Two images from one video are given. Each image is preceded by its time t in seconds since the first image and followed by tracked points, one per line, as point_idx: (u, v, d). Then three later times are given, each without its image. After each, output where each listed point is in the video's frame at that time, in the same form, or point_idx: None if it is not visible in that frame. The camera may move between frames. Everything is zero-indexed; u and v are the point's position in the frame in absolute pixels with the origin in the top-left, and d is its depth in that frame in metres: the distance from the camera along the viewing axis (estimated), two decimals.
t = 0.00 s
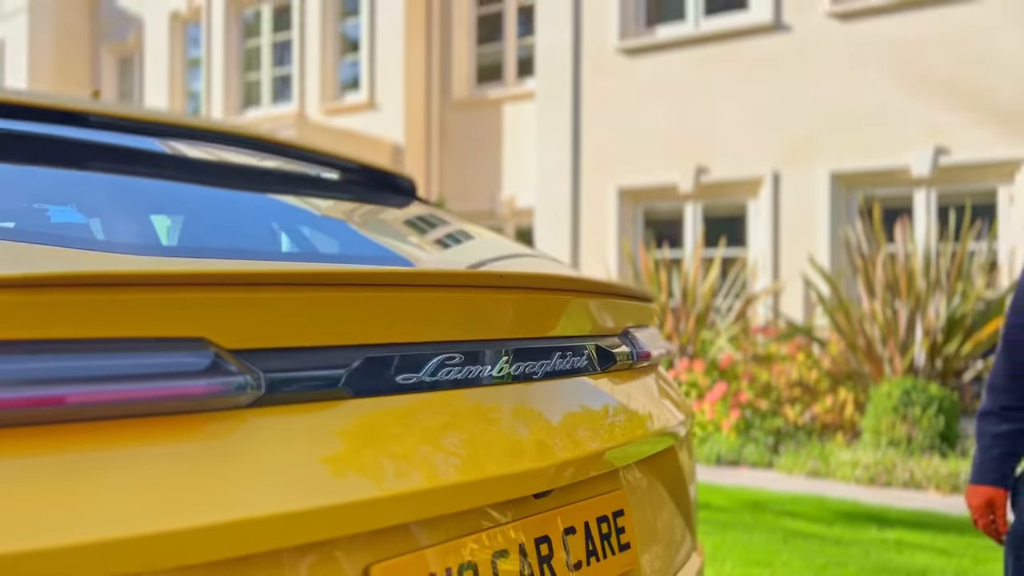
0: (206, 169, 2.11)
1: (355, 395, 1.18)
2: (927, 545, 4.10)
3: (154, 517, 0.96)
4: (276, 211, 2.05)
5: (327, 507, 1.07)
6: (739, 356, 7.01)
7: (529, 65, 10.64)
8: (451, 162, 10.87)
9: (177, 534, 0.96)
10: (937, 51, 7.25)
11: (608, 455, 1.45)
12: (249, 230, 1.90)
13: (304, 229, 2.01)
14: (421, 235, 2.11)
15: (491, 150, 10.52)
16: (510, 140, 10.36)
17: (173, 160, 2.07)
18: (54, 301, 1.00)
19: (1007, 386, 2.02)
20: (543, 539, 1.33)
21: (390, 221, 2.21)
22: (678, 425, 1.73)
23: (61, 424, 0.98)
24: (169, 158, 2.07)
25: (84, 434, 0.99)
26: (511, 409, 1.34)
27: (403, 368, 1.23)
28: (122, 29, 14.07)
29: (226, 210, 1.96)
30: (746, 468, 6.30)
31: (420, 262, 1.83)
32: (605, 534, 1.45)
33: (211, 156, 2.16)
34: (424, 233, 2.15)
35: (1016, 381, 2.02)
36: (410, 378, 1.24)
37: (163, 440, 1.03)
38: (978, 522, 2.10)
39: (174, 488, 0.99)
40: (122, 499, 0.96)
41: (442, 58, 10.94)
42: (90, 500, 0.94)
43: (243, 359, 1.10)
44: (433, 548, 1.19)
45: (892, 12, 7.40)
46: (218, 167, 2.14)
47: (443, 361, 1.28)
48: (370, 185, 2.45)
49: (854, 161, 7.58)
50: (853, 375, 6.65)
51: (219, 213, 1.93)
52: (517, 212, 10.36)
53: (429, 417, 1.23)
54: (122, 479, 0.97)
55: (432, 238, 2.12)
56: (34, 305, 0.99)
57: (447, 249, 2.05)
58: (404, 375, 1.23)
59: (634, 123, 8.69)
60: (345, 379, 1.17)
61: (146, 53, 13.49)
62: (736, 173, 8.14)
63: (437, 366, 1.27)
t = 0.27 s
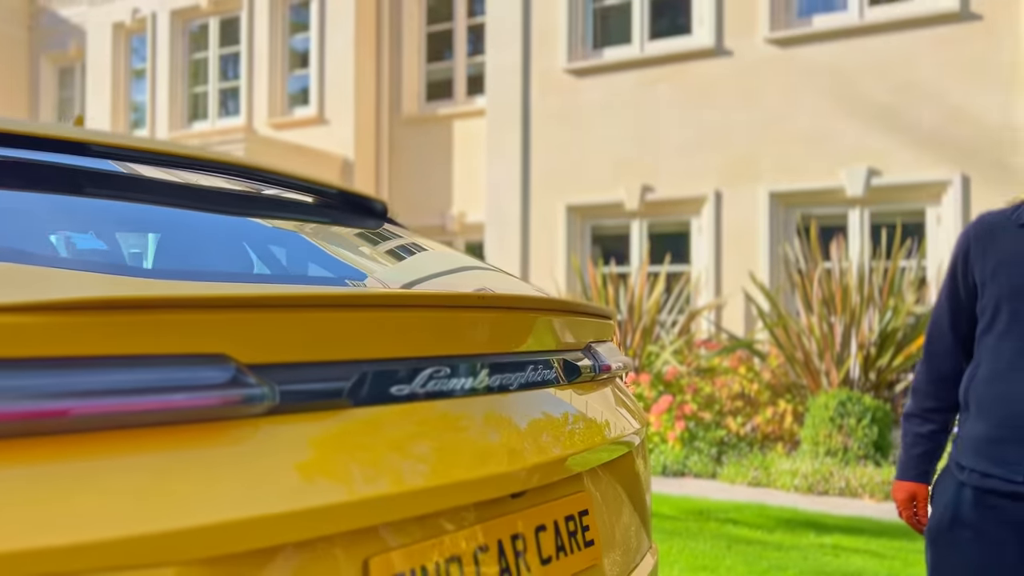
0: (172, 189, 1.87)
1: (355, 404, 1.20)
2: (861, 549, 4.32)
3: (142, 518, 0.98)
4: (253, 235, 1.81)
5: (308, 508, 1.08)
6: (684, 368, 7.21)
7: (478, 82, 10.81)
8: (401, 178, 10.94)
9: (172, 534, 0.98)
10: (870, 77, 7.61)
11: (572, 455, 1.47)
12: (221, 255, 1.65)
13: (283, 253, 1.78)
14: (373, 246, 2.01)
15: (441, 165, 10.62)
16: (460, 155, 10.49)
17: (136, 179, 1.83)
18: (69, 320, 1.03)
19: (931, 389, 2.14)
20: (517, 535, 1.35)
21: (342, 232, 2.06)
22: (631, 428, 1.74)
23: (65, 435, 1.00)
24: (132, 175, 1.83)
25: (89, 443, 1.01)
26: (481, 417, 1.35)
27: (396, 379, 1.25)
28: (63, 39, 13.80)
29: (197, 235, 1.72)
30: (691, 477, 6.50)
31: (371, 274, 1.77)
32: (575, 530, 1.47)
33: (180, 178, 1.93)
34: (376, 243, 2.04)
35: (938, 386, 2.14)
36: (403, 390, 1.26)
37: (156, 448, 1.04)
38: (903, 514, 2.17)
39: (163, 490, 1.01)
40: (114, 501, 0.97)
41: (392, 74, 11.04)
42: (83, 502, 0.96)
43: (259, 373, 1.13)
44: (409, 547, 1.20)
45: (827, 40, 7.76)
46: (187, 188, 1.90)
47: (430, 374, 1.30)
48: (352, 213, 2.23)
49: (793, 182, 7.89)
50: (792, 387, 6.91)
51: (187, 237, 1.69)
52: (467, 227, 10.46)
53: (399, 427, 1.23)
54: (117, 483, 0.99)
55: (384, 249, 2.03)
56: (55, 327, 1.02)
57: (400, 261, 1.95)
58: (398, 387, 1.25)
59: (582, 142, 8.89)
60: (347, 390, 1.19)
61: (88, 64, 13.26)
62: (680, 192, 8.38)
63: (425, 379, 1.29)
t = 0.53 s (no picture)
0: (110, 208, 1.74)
1: (323, 412, 1.21)
2: (799, 554, 4.49)
3: (104, 523, 0.98)
4: (203, 254, 1.70)
5: (270, 512, 1.10)
6: (630, 381, 7.37)
7: (428, 98, 10.91)
8: (350, 192, 10.96)
9: (138, 538, 0.99)
10: (808, 100, 7.91)
11: (525, 460, 1.50)
12: (166, 276, 1.53)
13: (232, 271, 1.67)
14: (322, 260, 1.93)
15: (391, 179, 10.67)
16: (410, 170, 10.56)
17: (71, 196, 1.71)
18: (42, 333, 1.03)
19: (831, 402, 2.24)
20: (473, 536, 1.37)
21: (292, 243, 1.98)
22: (581, 435, 1.76)
23: (29, 446, 0.99)
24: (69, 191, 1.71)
25: (55, 453, 1.00)
26: (437, 425, 1.36)
27: (362, 389, 1.27)
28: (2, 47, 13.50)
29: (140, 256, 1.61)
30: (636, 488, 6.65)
31: (323, 287, 1.73)
32: (528, 531, 1.50)
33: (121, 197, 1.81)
34: (326, 257, 1.96)
35: (838, 399, 2.24)
36: (368, 400, 1.27)
37: (119, 456, 1.04)
38: (809, 521, 2.24)
39: (127, 497, 1.01)
40: (78, 508, 0.98)
41: (342, 88, 11.07)
42: (47, 508, 0.96)
43: (236, 384, 1.14)
44: (367, 549, 1.22)
45: (766, 64, 8.06)
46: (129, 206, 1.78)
47: (395, 383, 1.31)
48: (311, 233, 2.10)
49: (735, 200, 8.13)
50: (733, 399, 7.10)
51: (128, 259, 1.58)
52: (417, 241, 10.50)
53: (357, 433, 1.24)
54: (82, 491, 0.99)
55: (334, 262, 1.95)
56: (26, 340, 1.02)
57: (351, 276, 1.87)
58: (364, 396, 1.26)
59: (531, 159, 9.03)
60: (317, 401, 1.21)
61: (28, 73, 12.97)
62: (627, 209, 8.57)
63: (389, 388, 1.30)
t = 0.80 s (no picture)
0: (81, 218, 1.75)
1: (289, 415, 1.25)
2: (746, 559, 4.62)
3: (71, 517, 1.02)
4: (171, 267, 1.73)
5: (234, 509, 1.13)
6: (583, 393, 7.50)
7: (384, 112, 10.95)
8: (304, 204, 10.94)
9: (105, 532, 1.03)
10: (754, 119, 8.15)
11: (482, 462, 1.55)
12: (138, 288, 1.56)
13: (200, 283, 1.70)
14: (277, 269, 1.98)
15: (346, 192, 10.67)
16: (366, 183, 10.58)
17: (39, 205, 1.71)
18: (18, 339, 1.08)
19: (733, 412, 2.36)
20: (433, 533, 1.42)
21: (248, 254, 2.01)
22: (534, 441, 1.82)
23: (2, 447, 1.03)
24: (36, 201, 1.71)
25: (27, 453, 1.04)
26: (397, 431, 1.40)
27: (327, 395, 1.31)
28: None
29: (110, 265, 1.63)
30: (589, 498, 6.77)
31: (278, 295, 1.77)
32: (484, 530, 1.55)
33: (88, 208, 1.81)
34: (282, 267, 2.01)
35: (740, 409, 2.36)
36: (333, 404, 1.31)
37: (91, 455, 1.07)
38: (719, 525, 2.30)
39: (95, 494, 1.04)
40: (44, 503, 1.01)
41: (297, 101, 11.06)
42: (16, 503, 1.00)
43: (209, 388, 1.18)
44: (331, 544, 1.25)
45: (714, 83, 8.30)
46: (95, 218, 1.79)
47: (358, 390, 1.36)
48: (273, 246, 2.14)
49: (684, 216, 8.33)
50: (684, 410, 7.26)
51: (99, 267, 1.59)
52: (372, 254, 10.51)
53: (319, 435, 1.27)
54: (50, 487, 1.03)
55: (289, 272, 2.00)
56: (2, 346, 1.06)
57: (306, 286, 1.92)
58: (329, 401, 1.31)
59: (486, 173, 9.13)
60: (285, 405, 1.25)
61: None
62: (580, 223, 8.71)
63: (352, 395, 1.34)
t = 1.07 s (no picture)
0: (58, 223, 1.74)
1: (264, 415, 1.27)
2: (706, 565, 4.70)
3: (45, 512, 1.02)
4: (149, 273, 1.74)
5: (207, 504, 1.14)
6: (547, 404, 7.56)
7: (348, 123, 10.96)
8: (266, 215, 10.87)
9: (79, 526, 1.03)
10: (715, 134, 8.31)
11: (449, 461, 1.58)
12: (120, 293, 1.57)
13: (179, 289, 1.71)
14: (244, 275, 1.99)
15: (310, 203, 10.63)
16: (330, 194, 10.56)
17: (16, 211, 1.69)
18: None
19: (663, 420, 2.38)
20: (401, 530, 1.45)
21: (213, 259, 2.02)
22: (500, 444, 1.85)
23: None
24: (10, 206, 1.71)
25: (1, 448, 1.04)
26: (366, 435, 1.41)
27: (301, 396, 1.33)
28: None
29: (90, 270, 1.63)
30: (553, 508, 6.82)
31: (244, 299, 1.77)
32: (451, 528, 1.57)
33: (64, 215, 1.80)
34: (248, 273, 2.02)
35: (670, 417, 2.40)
36: (306, 405, 1.33)
37: (70, 452, 1.08)
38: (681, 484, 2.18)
39: (69, 489, 1.05)
40: (19, 497, 1.01)
41: (260, 111, 11.02)
42: None
43: (187, 388, 1.20)
44: (303, 540, 1.27)
45: (676, 99, 8.46)
46: (69, 222, 1.78)
47: (331, 391, 1.38)
48: (244, 253, 2.16)
49: (647, 229, 8.46)
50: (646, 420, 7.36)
51: (79, 272, 1.60)
52: (336, 265, 10.48)
53: (291, 433, 1.29)
54: (24, 481, 1.03)
55: (254, 277, 2.01)
56: None
57: (274, 291, 1.94)
58: (302, 401, 1.33)
59: (451, 185, 9.17)
60: (260, 405, 1.27)
61: None
62: (544, 235, 8.79)
63: (325, 395, 1.37)
